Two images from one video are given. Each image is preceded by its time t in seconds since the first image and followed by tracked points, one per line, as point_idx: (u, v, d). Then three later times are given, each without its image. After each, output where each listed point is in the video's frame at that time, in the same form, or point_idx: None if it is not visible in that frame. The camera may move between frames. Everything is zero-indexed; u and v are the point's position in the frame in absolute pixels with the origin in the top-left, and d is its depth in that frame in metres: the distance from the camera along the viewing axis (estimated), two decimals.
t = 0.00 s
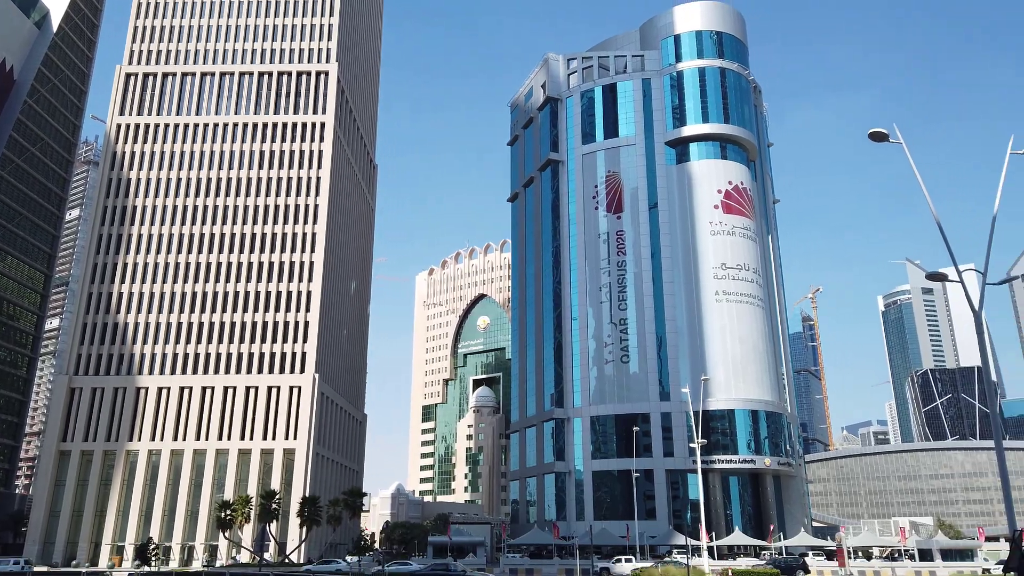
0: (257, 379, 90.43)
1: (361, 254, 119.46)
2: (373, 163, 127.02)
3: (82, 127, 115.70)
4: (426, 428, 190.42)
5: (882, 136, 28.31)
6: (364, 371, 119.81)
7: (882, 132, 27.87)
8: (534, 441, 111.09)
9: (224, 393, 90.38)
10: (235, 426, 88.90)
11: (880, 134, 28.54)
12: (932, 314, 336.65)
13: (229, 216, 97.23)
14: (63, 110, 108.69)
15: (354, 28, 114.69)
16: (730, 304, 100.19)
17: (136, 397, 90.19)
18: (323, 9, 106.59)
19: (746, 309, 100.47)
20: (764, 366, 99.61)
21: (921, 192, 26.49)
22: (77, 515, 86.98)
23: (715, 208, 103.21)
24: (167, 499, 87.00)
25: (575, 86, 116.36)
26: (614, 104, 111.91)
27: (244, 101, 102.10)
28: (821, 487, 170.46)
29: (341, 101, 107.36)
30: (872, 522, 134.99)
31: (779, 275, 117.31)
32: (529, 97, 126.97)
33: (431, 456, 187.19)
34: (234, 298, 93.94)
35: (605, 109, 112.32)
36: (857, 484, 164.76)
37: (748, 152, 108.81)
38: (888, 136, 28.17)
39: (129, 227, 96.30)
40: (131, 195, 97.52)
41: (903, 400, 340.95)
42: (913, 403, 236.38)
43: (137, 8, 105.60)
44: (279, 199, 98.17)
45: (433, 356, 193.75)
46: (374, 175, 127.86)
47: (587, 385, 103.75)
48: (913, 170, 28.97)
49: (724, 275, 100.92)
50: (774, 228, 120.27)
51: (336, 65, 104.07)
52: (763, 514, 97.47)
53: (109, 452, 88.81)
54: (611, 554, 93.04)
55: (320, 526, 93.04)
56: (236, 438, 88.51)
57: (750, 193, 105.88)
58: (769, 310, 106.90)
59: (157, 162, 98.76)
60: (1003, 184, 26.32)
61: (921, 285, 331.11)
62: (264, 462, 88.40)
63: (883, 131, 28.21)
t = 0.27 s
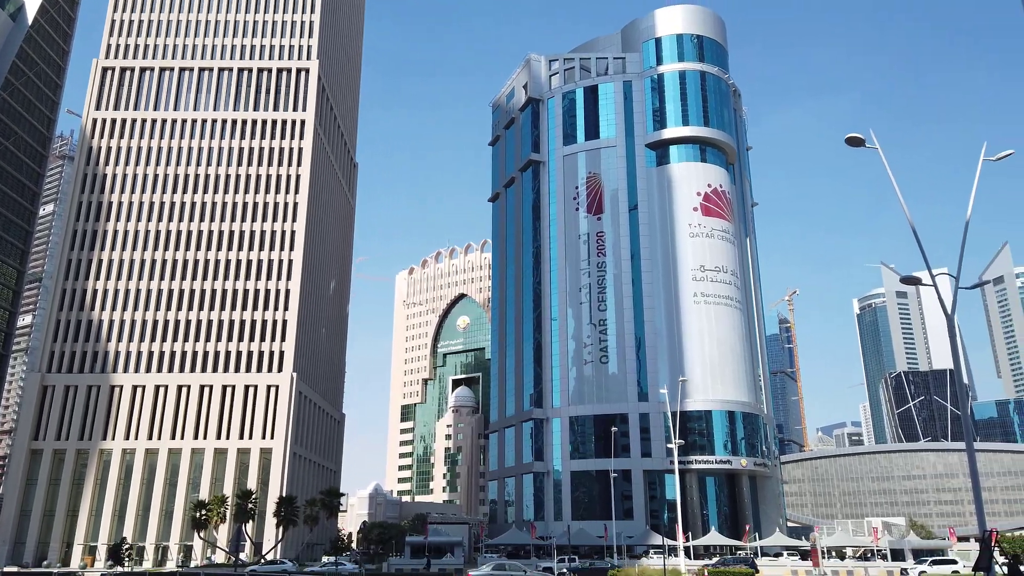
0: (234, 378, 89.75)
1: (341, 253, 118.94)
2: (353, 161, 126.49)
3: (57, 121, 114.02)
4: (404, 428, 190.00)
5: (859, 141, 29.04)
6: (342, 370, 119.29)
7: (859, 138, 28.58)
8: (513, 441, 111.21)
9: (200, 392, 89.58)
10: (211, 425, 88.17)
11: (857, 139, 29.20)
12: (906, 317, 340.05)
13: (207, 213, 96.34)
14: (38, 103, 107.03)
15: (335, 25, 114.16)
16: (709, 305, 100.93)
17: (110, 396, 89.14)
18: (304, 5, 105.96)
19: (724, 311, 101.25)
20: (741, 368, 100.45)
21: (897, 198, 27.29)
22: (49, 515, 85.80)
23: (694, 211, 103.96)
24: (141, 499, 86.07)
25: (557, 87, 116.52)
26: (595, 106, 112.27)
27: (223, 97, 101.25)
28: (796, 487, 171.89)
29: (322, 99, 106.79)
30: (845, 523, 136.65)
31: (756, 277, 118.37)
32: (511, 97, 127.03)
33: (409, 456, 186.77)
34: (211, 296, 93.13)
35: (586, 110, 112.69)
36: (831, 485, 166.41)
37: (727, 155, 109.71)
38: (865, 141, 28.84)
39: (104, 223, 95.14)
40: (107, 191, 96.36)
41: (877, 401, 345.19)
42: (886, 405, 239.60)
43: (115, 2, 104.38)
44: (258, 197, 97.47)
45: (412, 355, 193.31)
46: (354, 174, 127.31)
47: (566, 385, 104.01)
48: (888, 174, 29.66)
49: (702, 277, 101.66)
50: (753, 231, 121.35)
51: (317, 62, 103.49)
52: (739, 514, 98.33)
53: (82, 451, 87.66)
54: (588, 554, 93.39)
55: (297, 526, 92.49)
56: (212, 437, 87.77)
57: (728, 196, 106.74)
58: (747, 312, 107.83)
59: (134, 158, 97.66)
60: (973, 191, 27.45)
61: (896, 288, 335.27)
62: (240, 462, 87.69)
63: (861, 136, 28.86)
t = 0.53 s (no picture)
0: (210, 377, 88.99)
1: (320, 251, 118.31)
2: (333, 159, 125.85)
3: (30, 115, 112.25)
4: (383, 428, 189.39)
5: (836, 146, 29.51)
6: (320, 369, 118.65)
7: (835, 143, 29.08)
8: (491, 441, 111.20)
9: (175, 390, 88.67)
10: (186, 423, 87.33)
11: (834, 143, 29.68)
12: (880, 320, 344.58)
13: (183, 209, 95.38)
14: (11, 96, 105.31)
15: (316, 23, 113.47)
16: (686, 307, 101.62)
17: (83, 394, 88.00)
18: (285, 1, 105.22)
19: (702, 312, 101.99)
20: (718, 369, 101.25)
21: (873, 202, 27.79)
22: (20, 514, 84.55)
23: (673, 213, 104.63)
24: (114, 498, 85.05)
25: (538, 88, 116.68)
26: (576, 107, 112.55)
27: (201, 93, 100.26)
28: (771, 488, 173.21)
29: (302, 96, 106.08)
30: (819, 523, 138.43)
31: (734, 279, 119.39)
32: (492, 97, 127.00)
33: (387, 456, 186.35)
34: (188, 294, 92.25)
35: (567, 111, 112.93)
36: (806, 485, 168.11)
37: (706, 158, 110.55)
38: (841, 146, 29.31)
39: (78, 219, 93.87)
40: (81, 186, 95.13)
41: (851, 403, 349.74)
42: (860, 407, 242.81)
43: None
44: (236, 194, 96.70)
45: (391, 354, 192.63)
46: (334, 172, 126.68)
47: (545, 386, 104.18)
48: (862, 179, 30.17)
49: (680, 279, 102.33)
50: (731, 233, 122.34)
51: (297, 59, 102.84)
52: (715, 514, 99.09)
53: (54, 450, 86.47)
54: (565, 554, 93.64)
55: (273, 526, 91.88)
56: (187, 436, 86.94)
57: (707, 198, 107.54)
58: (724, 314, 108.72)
59: (110, 154, 96.48)
60: (945, 197, 28.09)
61: (870, 291, 339.52)
62: (215, 461, 86.87)
63: (836, 141, 29.34)
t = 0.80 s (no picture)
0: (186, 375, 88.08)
1: (298, 249, 117.53)
2: (312, 157, 125.08)
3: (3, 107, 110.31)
4: (360, 428, 188.47)
5: (813, 150, 29.85)
6: (298, 368, 117.86)
7: (812, 148, 29.45)
8: (469, 441, 111.20)
9: (150, 389, 87.63)
10: (161, 422, 86.34)
11: (812, 148, 30.03)
12: (854, 322, 349.24)
13: (159, 206, 94.30)
14: None
15: (296, 19, 112.74)
16: (664, 308, 102.31)
17: (55, 392, 86.67)
18: None
19: (679, 314, 102.73)
20: (695, 370, 102.03)
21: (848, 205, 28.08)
22: None
23: (652, 215, 105.29)
24: (86, 498, 83.89)
25: (519, 89, 116.88)
26: (557, 108, 112.80)
27: (179, 88, 99.18)
28: (746, 488, 174.80)
29: (281, 92, 105.28)
30: (793, 523, 140.14)
31: (711, 281, 120.38)
32: (473, 97, 126.98)
33: (364, 455, 185.67)
34: (163, 291, 91.24)
35: (548, 112, 113.19)
36: (780, 486, 170.06)
37: (685, 161, 111.35)
38: (818, 150, 29.65)
39: (51, 214, 92.48)
40: (55, 181, 93.72)
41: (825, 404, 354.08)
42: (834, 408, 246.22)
43: None
44: (214, 190, 95.81)
45: (370, 354, 191.84)
46: (313, 170, 125.91)
47: (524, 386, 104.36)
48: (839, 184, 30.57)
49: (659, 280, 102.99)
50: (709, 236, 123.33)
51: (277, 55, 102.10)
52: (691, 514, 99.82)
53: (24, 449, 85.08)
54: (542, 554, 93.85)
55: (249, 525, 91.05)
56: (161, 435, 85.95)
57: (685, 200, 108.34)
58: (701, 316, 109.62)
59: (84, 148, 95.15)
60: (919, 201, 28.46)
61: (845, 293, 343.81)
62: (190, 460, 85.96)
63: (813, 145, 29.68)
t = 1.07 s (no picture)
0: (160, 373, 87.04)
1: (276, 246, 116.59)
2: (291, 154, 124.15)
3: None
4: (337, 427, 187.32)
5: (790, 154, 30.15)
6: (275, 367, 116.91)
7: (789, 151, 29.70)
8: (447, 441, 111.08)
9: (123, 387, 86.50)
10: (134, 420, 85.29)
11: (788, 152, 30.33)
12: (828, 325, 353.51)
13: (135, 201, 93.12)
14: None
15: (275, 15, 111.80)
16: (643, 309, 102.93)
17: (25, 390, 85.25)
18: None
19: (657, 315, 103.42)
20: (672, 371, 102.73)
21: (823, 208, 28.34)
22: None
23: (631, 216, 105.88)
24: (57, 497, 82.63)
25: (500, 89, 116.89)
26: (537, 109, 112.97)
27: (155, 83, 97.95)
28: (721, 489, 176.30)
29: (260, 88, 104.34)
30: (767, 523, 141.61)
31: (689, 283, 121.29)
32: (454, 96, 126.78)
33: (342, 455, 184.61)
34: (138, 288, 90.11)
35: (528, 113, 113.31)
36: (755, 486, 171.80)
37: (664, 162, 112.06)
38: (795, 153, 29.88)
39: (23, 209, 91.03)
40: (28, 175, 92.24)
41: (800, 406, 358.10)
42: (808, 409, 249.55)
43: None
44: (190, 187, 94.76)
45: (347, 352, 190.80)
46: (292, 167, 124.96)
47: (502, 386, 104.41)
48: (815, 188, 30.85)
49: (637, 281, 103.59)
50: (687, 237, 124.24)
51: (255, 51, 101.14)
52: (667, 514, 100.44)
53: None
54: (519, 554, 93.98)
55: (223, 525, 90.15)
56: (134, 434, 84.85)
57: (664, 202, 109.03)
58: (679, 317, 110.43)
59: (58, 142, 93.73)
60: (893, 205, 28.93)
61: (820, 296, 347.77)
62: (163, 459, 84.91)
63: (790, 149, 29.93)
